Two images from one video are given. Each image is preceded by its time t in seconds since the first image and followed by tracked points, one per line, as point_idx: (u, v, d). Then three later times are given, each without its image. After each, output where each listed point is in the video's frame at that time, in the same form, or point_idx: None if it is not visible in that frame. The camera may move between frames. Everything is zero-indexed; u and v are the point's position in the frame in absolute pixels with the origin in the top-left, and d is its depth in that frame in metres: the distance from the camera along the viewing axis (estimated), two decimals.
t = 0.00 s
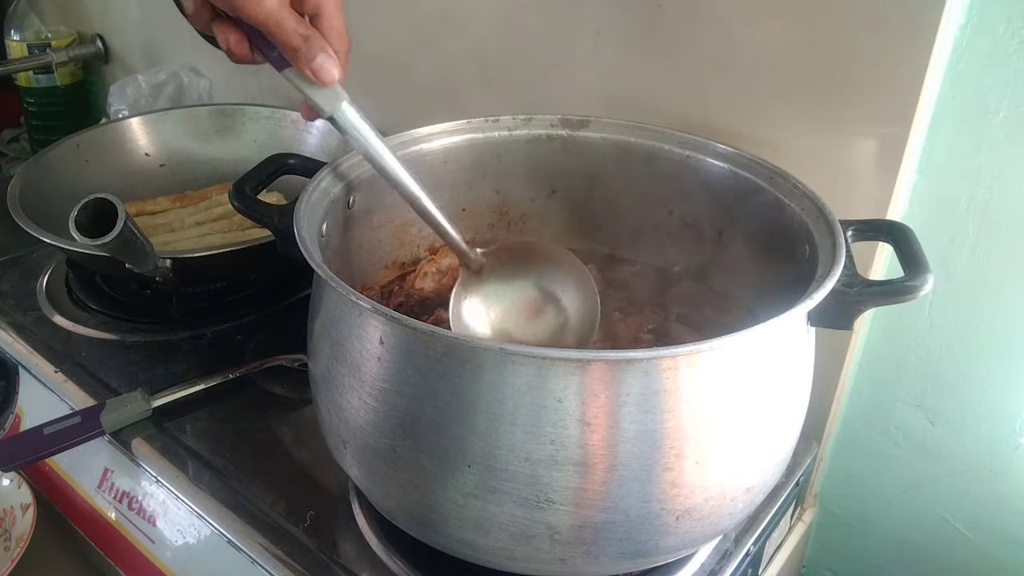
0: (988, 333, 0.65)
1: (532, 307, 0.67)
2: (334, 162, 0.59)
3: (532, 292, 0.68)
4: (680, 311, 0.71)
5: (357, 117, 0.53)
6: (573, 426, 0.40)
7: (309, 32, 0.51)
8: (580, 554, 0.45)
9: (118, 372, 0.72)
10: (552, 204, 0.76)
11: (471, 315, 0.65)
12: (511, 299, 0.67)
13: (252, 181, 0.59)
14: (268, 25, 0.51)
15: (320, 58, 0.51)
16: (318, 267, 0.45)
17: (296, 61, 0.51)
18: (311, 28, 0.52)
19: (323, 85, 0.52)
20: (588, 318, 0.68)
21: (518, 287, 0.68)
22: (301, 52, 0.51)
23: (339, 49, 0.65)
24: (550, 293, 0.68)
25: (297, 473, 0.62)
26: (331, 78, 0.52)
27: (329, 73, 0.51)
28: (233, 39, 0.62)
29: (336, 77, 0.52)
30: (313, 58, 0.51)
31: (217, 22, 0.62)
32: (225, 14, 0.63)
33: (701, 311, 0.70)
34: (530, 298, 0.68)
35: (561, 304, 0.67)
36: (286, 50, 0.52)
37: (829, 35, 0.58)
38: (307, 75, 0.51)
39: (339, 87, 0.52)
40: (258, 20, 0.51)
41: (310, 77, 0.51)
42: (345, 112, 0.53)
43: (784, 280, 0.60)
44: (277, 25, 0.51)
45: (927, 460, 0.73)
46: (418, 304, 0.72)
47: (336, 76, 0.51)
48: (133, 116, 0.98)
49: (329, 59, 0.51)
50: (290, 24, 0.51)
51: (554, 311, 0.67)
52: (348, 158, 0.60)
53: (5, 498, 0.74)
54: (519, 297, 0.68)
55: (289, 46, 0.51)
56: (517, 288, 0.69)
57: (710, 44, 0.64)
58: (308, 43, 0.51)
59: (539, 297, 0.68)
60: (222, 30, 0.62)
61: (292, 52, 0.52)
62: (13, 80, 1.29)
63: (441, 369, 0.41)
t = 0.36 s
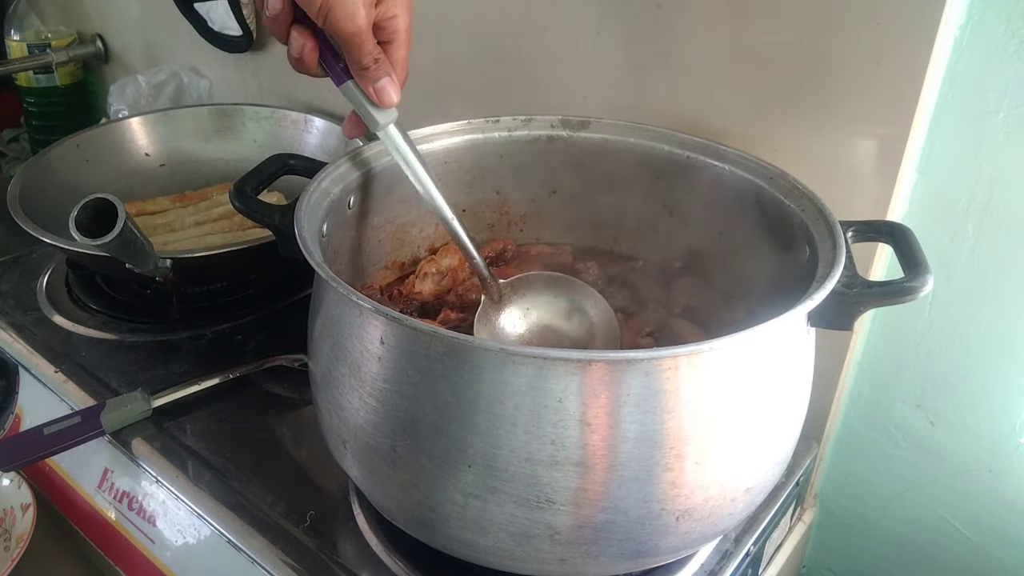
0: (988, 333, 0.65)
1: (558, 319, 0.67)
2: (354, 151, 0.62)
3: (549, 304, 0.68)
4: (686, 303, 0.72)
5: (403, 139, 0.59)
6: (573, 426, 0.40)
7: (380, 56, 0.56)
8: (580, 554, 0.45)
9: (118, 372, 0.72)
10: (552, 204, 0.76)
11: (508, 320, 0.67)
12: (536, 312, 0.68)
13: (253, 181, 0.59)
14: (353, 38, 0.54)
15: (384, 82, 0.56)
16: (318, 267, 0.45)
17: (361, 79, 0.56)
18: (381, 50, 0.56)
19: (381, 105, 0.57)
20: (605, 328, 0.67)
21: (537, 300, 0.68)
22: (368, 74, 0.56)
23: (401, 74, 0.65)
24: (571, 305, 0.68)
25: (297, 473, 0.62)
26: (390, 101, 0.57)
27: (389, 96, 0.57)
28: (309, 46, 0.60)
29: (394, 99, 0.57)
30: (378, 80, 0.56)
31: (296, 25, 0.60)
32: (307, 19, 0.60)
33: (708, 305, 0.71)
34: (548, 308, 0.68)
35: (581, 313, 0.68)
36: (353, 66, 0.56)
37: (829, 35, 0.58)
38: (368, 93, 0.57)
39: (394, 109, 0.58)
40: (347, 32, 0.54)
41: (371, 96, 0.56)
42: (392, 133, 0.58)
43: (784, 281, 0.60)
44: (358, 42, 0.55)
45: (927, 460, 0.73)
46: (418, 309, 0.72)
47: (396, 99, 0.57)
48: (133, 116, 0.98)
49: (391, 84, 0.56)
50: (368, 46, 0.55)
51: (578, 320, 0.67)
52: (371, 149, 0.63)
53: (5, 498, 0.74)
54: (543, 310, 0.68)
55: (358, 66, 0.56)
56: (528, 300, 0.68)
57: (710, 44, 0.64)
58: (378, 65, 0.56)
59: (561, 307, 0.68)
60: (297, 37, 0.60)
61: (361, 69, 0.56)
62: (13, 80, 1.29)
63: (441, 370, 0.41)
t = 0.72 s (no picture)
0: (988, 333, 0.65)
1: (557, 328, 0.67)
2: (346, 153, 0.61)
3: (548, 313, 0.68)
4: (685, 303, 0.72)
5: (395, 154, 0.58)
6: (573, 426, 0.40)
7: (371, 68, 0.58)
8: (580, 554, 0.45)
9: (118, 372, 0.72)
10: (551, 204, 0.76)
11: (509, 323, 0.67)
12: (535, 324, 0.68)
13: (252, 181, 0.59)
14: (345, 45, 0.57)
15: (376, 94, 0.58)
16: (318, 267, 0.45)
17: (352, 92, 0.58)
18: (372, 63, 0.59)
19: (372, 117, 0.58)
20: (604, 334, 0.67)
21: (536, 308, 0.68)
22: (359, 86, 0.58)
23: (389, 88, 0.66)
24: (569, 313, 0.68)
25: (297, 473, 0.62)
26: (381, 113, 0.58)
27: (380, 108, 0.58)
28: (301, 56, 0.60)
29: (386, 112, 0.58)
30: (369, 92, 0.58)
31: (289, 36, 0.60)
32: (300, 31, 0.60)
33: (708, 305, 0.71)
34: (547, 315, 0.68)
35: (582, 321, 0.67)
36: (345, 78, 0.58)
37: (830, 35, 0.58)
38: (360, 105, 0.58)
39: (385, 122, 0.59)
40: (340, 38, 0.56)
41: (363, 108, 0.58)
42: (383, 147, 0.58)
43: (784, 280, 0.60)
44: (350, 50, 0.57)
45: (927, 460, 0.73)
46: (417, 310, 0.72)
47: (386, 111, 0.58)
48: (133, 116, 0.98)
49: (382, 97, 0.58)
50: (360, 56, 0.57)
51: (577, 329, 0.67)
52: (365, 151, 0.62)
53: (5, 498, 0.74)
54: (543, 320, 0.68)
55: (349, 77, 0.58)
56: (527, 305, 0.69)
57: (710, 44, 0.64)
58: (369, 77, 0.58)
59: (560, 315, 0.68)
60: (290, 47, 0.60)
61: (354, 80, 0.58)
62: (13, 80, 1.29)
63: (441, 370, 0.41)
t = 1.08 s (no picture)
0: (988, 333, 0.65)
1: (569, 285, 0.73)
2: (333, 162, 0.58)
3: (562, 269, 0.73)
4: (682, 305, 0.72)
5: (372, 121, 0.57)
6: (573, 426, 0.40)
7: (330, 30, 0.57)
8: (581, 554, 0.45)
9: (118, 372, 0.72)
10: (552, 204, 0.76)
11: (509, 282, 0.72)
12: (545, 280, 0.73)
13: (252, 181, 0.59)
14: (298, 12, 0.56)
15: (338, 56, 0.56)
16: (318, 267, 0.45)
17: (316, 58, 0.57)
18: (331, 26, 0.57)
19: (340, 82, 0.56)
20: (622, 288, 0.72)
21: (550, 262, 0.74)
22: (322, 49, 0.56)
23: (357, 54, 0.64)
24: (586, 266, 0.73)
25: (297, 472, 0.62)
26: (348, 77, 0.56)
27: (346, 70, 0.56)
28: (257, 30, 0.58)
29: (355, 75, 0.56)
30: (332, 56, 0.56)
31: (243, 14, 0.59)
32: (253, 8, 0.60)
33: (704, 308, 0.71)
34: (557, 271, 0.74)
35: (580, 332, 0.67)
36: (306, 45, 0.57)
37: (830, 35, 0.58)
38: (326, 71, 0.56)
39: (355, 86, 0.57)
40: None
41: (328, 73, 0.56)
42: (358, 113, 0.56)
43: (785, 280, 0.60)
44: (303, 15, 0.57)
45: (927, 460, 0.73)
46: (417, 309, 0.72)
47: (354, 74, 0.56)
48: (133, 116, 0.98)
49: (346, 59, 0.56)
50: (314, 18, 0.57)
51: (589, 282, 0.73)
52: (350, 159, 0.60)
53: (5, 499, 0.74)
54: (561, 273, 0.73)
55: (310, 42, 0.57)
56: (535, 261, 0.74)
57: (710, 44, 0.64)
58: (329, 42, 0.56)
59: (574, 270, 0.73)
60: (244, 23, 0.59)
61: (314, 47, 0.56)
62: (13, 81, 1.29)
63: (441, 369, 0.41)
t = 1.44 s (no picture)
0: (988, 333, 0.65)
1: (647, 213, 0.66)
2: (332, 163, 0.58)
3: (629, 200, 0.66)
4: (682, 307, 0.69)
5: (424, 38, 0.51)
6: (573, 426, 0.40)
7: None
8: (580, 554, 0.45)
9: (118, 373, 0.72)
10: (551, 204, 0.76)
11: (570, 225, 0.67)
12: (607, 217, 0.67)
13: (252, 181, 0.59)
14: None
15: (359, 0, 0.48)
16: (318, 266, 0.45)
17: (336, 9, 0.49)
18: None
19: (369, 26, 0.49)
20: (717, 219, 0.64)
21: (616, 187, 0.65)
22: None
23: None
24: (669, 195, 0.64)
25: (298, 472, 0.62)
26: (376, 19, 0.49)
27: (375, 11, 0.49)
28: None
29: (383, 16, 0.49)
30: None
31: None
32: None
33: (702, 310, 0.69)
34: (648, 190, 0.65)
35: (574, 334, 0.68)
36: None
37: (829, 35, 0.58)
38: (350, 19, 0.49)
39: (387, 21, 0.50)
40: None
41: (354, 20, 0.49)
42: (410, 35, 0.51)
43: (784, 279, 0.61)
44: None
45: (927, 460, 0.73)
46: (418, 309, 0.71)
47: (381, 14, 0.49)
48: (133, 116, 0.98)
49: None
50: None
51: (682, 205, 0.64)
52: (350, 158, 0.60)
53: (5, 499, 0.74)
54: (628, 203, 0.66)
55: None
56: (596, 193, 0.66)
57: (710, 45, 0.64)
58: None
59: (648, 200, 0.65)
60: None
61: None
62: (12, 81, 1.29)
63: (441, 369, 0.41)
